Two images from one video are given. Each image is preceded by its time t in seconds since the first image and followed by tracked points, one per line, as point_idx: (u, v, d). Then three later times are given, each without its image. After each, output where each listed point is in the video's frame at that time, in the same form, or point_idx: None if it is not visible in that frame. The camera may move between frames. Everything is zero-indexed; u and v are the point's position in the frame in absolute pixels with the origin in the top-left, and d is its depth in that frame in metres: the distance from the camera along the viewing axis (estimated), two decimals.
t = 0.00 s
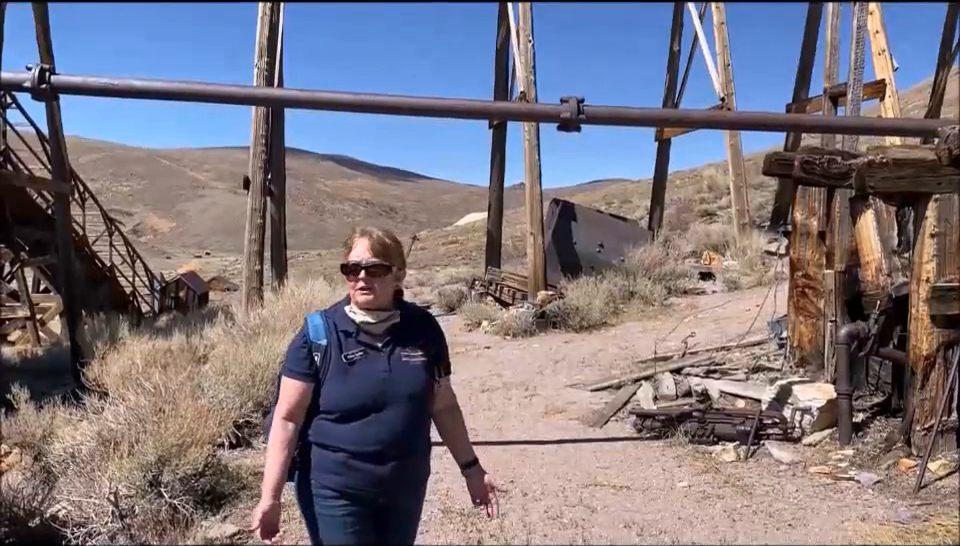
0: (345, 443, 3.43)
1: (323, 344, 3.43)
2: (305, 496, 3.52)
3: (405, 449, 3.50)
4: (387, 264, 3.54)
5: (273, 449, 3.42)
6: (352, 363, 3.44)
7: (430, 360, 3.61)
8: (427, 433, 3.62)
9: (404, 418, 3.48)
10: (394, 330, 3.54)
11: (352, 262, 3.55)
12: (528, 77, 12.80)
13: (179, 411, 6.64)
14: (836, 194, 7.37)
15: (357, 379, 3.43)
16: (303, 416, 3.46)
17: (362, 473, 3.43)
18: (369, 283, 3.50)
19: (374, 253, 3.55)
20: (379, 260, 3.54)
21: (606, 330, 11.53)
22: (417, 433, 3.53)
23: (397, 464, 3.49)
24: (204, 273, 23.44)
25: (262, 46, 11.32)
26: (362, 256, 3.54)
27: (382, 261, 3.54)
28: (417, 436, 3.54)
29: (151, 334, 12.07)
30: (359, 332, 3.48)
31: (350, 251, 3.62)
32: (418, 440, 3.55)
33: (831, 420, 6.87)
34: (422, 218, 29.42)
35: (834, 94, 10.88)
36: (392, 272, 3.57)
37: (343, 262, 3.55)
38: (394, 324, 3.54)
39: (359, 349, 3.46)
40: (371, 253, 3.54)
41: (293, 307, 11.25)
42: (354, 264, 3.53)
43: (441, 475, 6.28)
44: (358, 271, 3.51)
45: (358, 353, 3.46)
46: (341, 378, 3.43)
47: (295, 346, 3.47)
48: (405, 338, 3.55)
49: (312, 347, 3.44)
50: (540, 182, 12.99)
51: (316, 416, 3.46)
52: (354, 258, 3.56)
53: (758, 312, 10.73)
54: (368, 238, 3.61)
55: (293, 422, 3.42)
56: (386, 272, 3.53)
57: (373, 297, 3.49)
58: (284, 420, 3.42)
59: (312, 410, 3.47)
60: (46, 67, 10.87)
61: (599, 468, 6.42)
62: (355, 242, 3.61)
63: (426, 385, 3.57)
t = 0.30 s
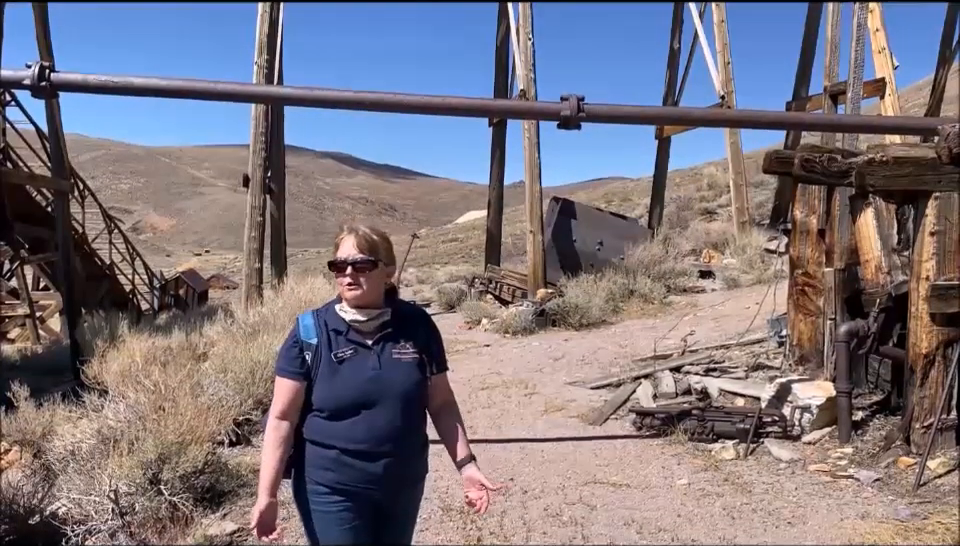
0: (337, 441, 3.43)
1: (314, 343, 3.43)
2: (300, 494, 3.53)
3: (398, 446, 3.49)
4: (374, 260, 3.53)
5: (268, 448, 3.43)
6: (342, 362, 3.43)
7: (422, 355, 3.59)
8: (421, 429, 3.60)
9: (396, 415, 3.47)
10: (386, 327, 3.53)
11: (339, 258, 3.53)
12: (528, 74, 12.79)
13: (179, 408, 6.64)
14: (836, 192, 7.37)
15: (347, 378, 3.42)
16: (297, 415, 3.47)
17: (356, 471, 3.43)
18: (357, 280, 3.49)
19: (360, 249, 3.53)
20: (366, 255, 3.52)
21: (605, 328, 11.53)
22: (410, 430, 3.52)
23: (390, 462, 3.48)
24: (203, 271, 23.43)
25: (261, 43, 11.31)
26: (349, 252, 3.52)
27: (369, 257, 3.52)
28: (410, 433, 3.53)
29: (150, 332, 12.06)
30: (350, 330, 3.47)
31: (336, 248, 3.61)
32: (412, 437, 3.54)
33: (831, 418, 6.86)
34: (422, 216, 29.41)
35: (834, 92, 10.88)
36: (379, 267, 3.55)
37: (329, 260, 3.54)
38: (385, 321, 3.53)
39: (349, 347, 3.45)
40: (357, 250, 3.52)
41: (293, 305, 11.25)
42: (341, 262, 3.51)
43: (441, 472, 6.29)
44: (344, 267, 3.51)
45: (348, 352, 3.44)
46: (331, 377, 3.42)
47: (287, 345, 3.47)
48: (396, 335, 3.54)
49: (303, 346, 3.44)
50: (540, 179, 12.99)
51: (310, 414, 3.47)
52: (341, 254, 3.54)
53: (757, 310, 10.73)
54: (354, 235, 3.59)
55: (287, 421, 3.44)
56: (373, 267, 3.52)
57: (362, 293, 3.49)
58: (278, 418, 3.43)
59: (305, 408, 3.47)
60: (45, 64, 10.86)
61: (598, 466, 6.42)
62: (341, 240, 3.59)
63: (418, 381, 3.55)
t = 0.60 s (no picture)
0: (335, 438, 3.44)
1: (309, 343, 3.43)
2: (298, 492, 3.53)
3: (396, 444, 3.50)
4: (367, 257, 3.52)
5: (265, 446, 3.43)
6: (337, 360, 3.44)
7: (419, 352, 3.59)
8: (419, 425, 3.60)
9: (393, 413, 3.47)
10: (382, 325, 3.52)
11: (331, 257, 3.54)
12: (528, 73, 12.79)
13: (178, 406, 6.64)
14: (835, 190, 7.39)
15: (343, 377, 3.42)
16: (294, 413, 3.47)
17: (353, 468, 3.44)
18: (351, 279, 3.49)
19: (352, 248, 3.52)
20: (359, 253, 3.52)
21: (604, 326, 11.54)
22: (407, 427, 3.53)
23: (388, 459, 3.48)
24: (202, 269, 23.42)
25: (261, 41, 11.31)
26: (341, 250, 3.52)
27: (362, 255, 3.52)
28: (407, 431, 3.53)
29: (150, 330, 12.06)
30: (345, 329, 3.47)
31: (330, 247, 3.61)
32: (409, 434, 3.54)
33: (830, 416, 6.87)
34: (421, 214, 29.39)
35: (834, 90, 10.89)
36: (372, 265, 3.54)
37: (322, 259, 3.54)
38: (381, 319, 3.51)
39: (344, 346, 3.45)
40: (350, 248, 3.52)
41: (292, 302, 11.24)
42: (334, 260, 3.52)
43: (440, 470, 6.29)
44: (337, 266, 3.51)
45: (343, 351, 3.45)
46: (326, 376, 3.43)
47: (282, 345, 3.47)
48: (392, 332, 3.53)
49: (298, 346, 3.44)
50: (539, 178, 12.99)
51: (307, 411, 3.47)
52: (334, 253, 3.55)
53: (756, 308, 10.74)
54: (347, 233, 3.59)
55: (284, 420, 3.44)
56: (366, 265, 3.51)
57: (354, 291, 3.48)
58: (275, 416, 3.43)
59: (302, 406, 3.47)
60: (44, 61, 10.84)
61: (598, 464, 6.43)
62: (335, 238, 3.59)
63: (415, 378, 3.55)
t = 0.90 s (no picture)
0: (336, 435, 3.44)
1: (310, 341, 3.43)
2: (299, 489, 3.53)
3: (397, 442, 3.50)
4: (368, 255, 3.51)
5: (269, 447, 3.44)
6: (338, 359, 3.43)
7: (418, 349, 3.59)
8: (419, 422, 3.61)
9: (394, 410, 3.48)
10: (382, 323, 3.52)
11: (332, 255, 3.52)
12: (527, 71, 12.79)
13: (177, 403, 6.64)
14: (833, 189, 7.39)
15: (344, 375, 3.42)
16: (295, 412, 3.48)
17: (354, 465, 3.44)
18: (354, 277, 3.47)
19: (353, 245, 3.51)
20: (360, 251, 3.51)
21: (603, 325, 11.54)
22: (408, 424, 3.53)
23: (389, 456, 3.48)
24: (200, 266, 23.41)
25: (259, 38, 11.29)
26: (342, 248, 3.51)
27: (363, 253, 3.51)
28: (408, 428, 3.53)
29: (148, 328, 12.05)
30: (346, 327, 3.46)
31: (330, 245, 3.59)
32: (409, 431, 3.54)
33: (827, 415, 6.86)
34: (420, 212, 29.38)
35: (832, 89, 10.90)
36: (373, 263, 3.53)
37: (323, 257, 3.52)
38: (381, 316, 3.51)
39: (345, 345, 3.45)
40: (351, 246, 3.51)
41: (290, 300, 11.24)
42: (335, 259, 3.50)
43: (438, 468, 6.30)
44: (339, 264, 3.49)
45: (345, 349, 3.44)
46: (328, 374, 3.42)
47: (282, 343, 3.46)
48: (392, 330, 3.53)
49: (299, 344, 3.43)
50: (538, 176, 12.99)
51: (308, 410, 3.47)
52: (334, 251, 3.53)
53: (754, 307, 10.74)
54: (348, 231, 3.58)
55: (286, 419, 3.45)
56: (368, 263, 3.50)
57: (356, 289, 3.47)
58: (277, 416, 3.44)
59: (303, 405, 3.47)
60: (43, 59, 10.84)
61: (596, 462, 6.43)
62: (335, 236, 3.57)
63: (416, 375, 3.55)
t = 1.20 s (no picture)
0: (338, 434, 3.43)
1: (313, 339, 3.41)
2: (300, 488, 3.51)
3: (398, 441, 3.50)
4: (381, 253, 3.54)
5: (270, 445, 3.42)
6: (341, 358, 3.42)
7: (420, 348, 3.58)
8: (420, 421, 3.61)
9: (396, 409, 3.47)
10: (384, 322, 3.51)
11: (344, 254, 3.51)
12: (526, 69, 12.78)
13: (174, 401, 6.64)
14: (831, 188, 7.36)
15: (347, 374, 3.41)
16: (296, 410, 3.46)
17: (355, 464, 3.44)
18: (367, 272, 3.48)
19: (364, 242, 3.54)
20: (371, 247, 3.54)
21: (601, 323, 11.54)
22: (409, 424, 3.53)
23: (390, 455, 3.48)
24: (198, 264, 23.39)
25: (257, 35, 11.26)
26: (354, 246, 3.52)
27: (375, 250, 3.53)
28: (409, 427, 3.53)
29: (145, 325, 12.04)
30: (349, 326, 3.45)
31: (338, 243, 3.57)
32: (411, 430, 3.54)
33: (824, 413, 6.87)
34: (418, 210, 29.35)
35: (830, 88, 10.90)
36: (384, 260, 3.56)
37: (337, 255, 3.50)
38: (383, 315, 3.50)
39: (348, 343, 3.43)
40: (363, 243, 3.53)
41: (288, 298, 11.23)
42: (350, 256, 3.49)
43: (436, 466, 6.29)
44: (354, 262, 3.49)
45: (347, 347, 3.43)
46: (331, 372, 3.41)
47: (283, 341, 3.44)
48: (393, 330, 3.52)
49: (302, 342, 3.41)
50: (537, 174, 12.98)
51: (309, 408, 3.46)
52: (346, 249, 3.52)
53: (752, 305, 10.75)
54: (357, 230, 3.59)
55: (286, 417, 3.43)
56: (381, 261, 3.52)
57: (371, 286, 3.48)
58: (277, 414, 3.43)
59: (304, 403, 3.46)
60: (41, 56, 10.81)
61: (594, 460, 6.44)
62: (344, 236, 3.57)
63: (417, 375, 3.55)
